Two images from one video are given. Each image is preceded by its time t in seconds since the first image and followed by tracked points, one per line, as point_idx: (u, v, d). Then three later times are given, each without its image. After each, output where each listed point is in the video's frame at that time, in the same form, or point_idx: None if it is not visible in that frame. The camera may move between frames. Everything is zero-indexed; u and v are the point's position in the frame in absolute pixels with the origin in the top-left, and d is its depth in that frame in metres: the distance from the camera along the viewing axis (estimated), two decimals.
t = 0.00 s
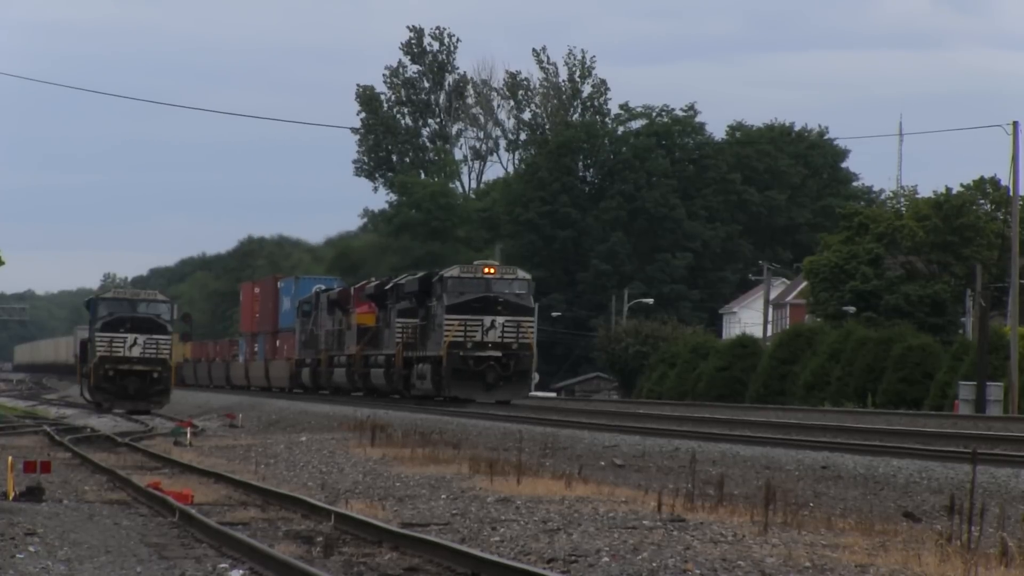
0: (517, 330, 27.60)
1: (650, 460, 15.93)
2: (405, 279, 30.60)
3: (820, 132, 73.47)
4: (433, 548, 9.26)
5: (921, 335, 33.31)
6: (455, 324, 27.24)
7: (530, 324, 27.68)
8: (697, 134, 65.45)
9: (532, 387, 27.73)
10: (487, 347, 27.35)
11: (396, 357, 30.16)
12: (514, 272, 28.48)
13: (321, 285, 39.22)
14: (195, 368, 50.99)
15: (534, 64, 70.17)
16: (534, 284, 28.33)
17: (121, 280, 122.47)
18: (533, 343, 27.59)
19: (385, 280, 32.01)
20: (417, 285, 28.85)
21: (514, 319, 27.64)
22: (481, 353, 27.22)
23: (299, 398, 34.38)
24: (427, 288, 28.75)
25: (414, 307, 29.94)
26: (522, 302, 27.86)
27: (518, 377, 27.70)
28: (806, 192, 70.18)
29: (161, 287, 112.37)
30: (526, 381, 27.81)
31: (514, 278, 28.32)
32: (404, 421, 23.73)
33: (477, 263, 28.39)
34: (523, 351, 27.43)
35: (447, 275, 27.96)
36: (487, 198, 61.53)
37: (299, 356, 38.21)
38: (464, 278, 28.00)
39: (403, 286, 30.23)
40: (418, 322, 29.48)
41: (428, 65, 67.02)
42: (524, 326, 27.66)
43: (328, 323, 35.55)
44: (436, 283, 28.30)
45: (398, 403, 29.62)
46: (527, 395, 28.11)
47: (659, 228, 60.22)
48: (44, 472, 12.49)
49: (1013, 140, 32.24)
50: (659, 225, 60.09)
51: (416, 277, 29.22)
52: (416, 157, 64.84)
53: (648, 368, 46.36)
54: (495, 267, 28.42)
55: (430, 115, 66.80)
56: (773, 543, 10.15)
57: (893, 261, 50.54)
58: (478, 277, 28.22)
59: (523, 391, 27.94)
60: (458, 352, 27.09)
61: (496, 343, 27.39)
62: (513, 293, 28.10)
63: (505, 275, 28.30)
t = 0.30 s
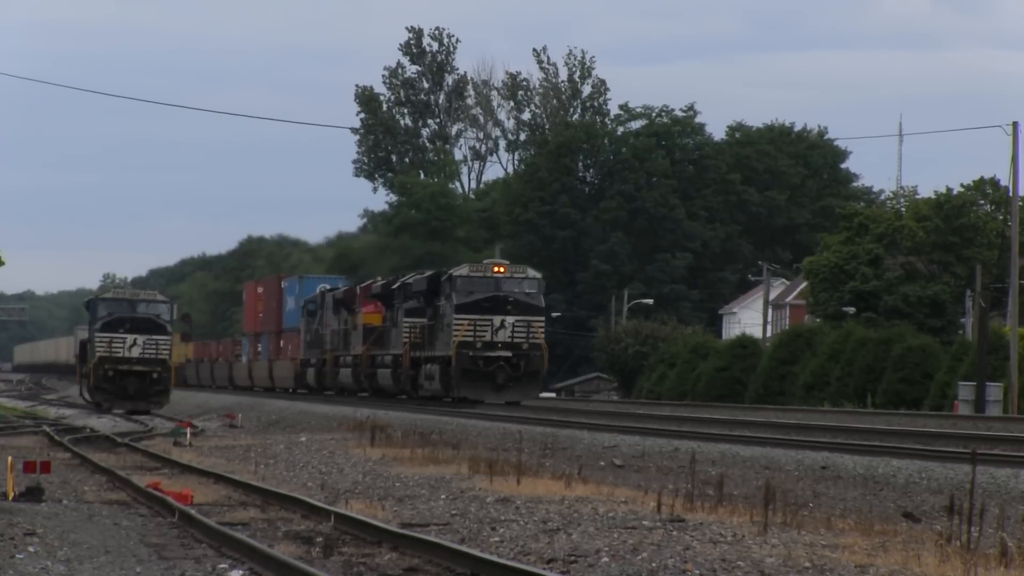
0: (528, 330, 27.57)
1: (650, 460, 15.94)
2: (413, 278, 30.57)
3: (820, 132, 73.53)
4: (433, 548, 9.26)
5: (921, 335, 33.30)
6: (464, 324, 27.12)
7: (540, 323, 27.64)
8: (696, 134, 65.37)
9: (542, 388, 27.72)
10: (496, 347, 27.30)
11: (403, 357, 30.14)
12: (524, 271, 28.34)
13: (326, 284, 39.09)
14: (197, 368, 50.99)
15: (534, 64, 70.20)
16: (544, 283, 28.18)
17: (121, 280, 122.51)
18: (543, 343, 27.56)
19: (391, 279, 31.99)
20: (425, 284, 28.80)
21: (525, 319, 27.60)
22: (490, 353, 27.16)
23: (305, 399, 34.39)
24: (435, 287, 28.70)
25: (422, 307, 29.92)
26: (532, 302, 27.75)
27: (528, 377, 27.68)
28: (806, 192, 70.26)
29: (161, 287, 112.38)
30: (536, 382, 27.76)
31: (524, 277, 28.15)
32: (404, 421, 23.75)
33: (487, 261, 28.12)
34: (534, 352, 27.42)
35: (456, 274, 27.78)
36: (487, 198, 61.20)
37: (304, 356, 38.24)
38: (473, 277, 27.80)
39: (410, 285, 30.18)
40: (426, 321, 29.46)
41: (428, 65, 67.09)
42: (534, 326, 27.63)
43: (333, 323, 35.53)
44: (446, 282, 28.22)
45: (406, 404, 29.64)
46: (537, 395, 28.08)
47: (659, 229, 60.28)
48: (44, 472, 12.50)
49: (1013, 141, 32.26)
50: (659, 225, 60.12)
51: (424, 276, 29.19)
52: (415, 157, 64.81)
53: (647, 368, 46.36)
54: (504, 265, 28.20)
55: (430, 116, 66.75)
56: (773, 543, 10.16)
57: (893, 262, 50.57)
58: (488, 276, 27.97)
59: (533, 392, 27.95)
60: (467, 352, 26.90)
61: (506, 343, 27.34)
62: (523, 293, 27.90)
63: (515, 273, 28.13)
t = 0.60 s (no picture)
0: (538, 329, 27.51)
1: (649, 460, 15.91)
2: (420, 276, 30.50)
3: (820, 132, 73.56)
4: (433, 547, 9.26)
5: (921, 334, 33.28)
6: (473, 323, 27.06)
7: (551, 321, 27.60)
8: (696, 133, 65.31)
9: (553, 387, 27.66)
10: (506, 346, 27.19)
11: (411, 356, 30.08)
12: (534, 269, 28.16)
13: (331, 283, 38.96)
14: (199, 368, 50.91)
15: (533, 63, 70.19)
16: (554, 281, 28.06)
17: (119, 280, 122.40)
18: (554, 342, 27.49)
19: (398, 277, 31.93)
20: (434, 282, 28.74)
21: (535, 318, 27.55)
22: (500, 353, 27.05)
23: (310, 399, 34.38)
24: (444, 285, 28.66)
25: (430, 305, 29.87)
26: (542, 301, 27.64)
27: (539, 377, 27.59)
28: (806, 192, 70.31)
29: (160, 286, 112.26)
30: (547, 381, 27.72)
31: (534, 275, 27.99)
32: (404, 421, 23.73)
33: (497, 259, 28.00)
34: (545, 351, 27.34)
35: (466, 272, 27.72)
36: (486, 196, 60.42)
37: (309, 356, 38.27)
38: (483, 275, 27.67)
39: (418, 283, 30.15)
40: (434, 320, 29.41)
41: (427, 65, 67.11)
42: (544, 325, 27.57)
43: (338, 322, 35.50)
44: (455, 280, 28.15)
45: (414, 404, 29.61)
46: (547, 395, 28.01)
47: (658, 229, 60.28)
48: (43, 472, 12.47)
49: (1013, 141, 32.28)
50: (658, 224, 60.09)
51: (432, 274, 29.13)
52: (415, 156, 64.77)
53: (647, 367, 46.30)
54: (515, 263, 28.04)
55: (429, 115, 66.71)
56: (772, 543, 10.15)
57: (893, 261, 50.58)
58: (498, 274, 27.86)
59: (544, 392, 27.89)
60: (477, 351, 26.83)
61: (516, 342, 27.22)
62: (534, 291, 27.77)
63: (525, 272, 27.96)
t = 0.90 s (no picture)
0: (549, 328, 27.48)
1: (649, 460, 15.91)
2: (429, 275, 30.42)
3: (820, 132, 73.61)
4: (433, 547, 9.26)
5: (920, 334, 33.27)
6: (483, 322, 26.92)
7: (561, 321, 27.58)
8: (696, 133, 65.28)
9: (563, 388, 27.64)
10: (517, 346, 27.10)
11: (419, 356, 29.96)
12: (545, 267, 28.13)
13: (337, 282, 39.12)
14: (202, 368, 50.86)
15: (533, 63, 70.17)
16: (565, 280, 28.03)
17: (119, 280, 122.30)
18: (565, 342, 27.48)
19: (406, 276, 31.83)
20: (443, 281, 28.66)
21: (546, 317, 27.50)
22: (511, 353, 26.98)
23: (316, 399, 34.35)
24: (453, 284, 28.60)
25: (439, 304, 29.78)
26: (554, 300, 27.62)
27: (549, 377, 27.57)
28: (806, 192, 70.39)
29: (160, 286, 112.14)
30: (558, 382, 27.73)
31: (545, 273, 27.96)
32: (404, 421, 23.73)
33: (507, 257, 27.91)
34: (556, 351, 27.33)
35: (476, 270, 27.56)
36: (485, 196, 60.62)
37: (314, 356, 38.26)
38: (493, 274, 27.52)
39: (427, 282, 30.10)
40: (443, 319, 29.32)
41: (427, 65, 67.12)
42: (555, 325, 27.54)
43: (344, 321, 35.50)
44: (465, 278, 28.01)
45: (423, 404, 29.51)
46: (557, 395, 27.98)
47: (658, 229, 60.23)
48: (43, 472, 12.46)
49: (1013, 141, 32.30)
50: (658, 224, 60.08)
51: (442, 273, 29.04)
52: (415, 157, 64.77)
53: (647, 368, 46.28)
54: (525, 261, 27.99)
55: (429, 115, 66.73)
56: (773, 543, 10.15)
57: (893, 261, 50.58)
58: (509, 272, 27.75)
59: (554, 393, 27.88)
60: (487, 351, 26.73)
61: (527, 342, 27.16)
62: (545, 290, 27.73)
63: (536, 270, 27.90)
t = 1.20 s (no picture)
0: (561, 328, 27.21)
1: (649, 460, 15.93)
2: (437, 274, 30.26)
3: (820, 132, 73.69)
4: (433, 548, 9.27)
5: (920, 335, 33.29)
6: (494, 322, 26.70)
7: (573, 320, 27.26)
8: (696, 133, 65.18)
9: (576, 389, 27.23)
10: (528, 346, 26.89)
11: (427, 357, 29.78)
12: (556, 266, 27.76)
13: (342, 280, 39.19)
14: (204, 368, 50.87)
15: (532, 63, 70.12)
16: (577, 279, 27.67)
17: (119, 280, 122.48)
18: (577, 341, 27.22)
19: (413, 276, 31.67)
20: (452, 280, 28.50)
21: (558, 317, 27.23)
22: (521, 353, 26.74)
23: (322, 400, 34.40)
24: (462, 283, 28.41)
25: (447, 303, 29.60)
26: (566, 299, 27.30)
27: (562, 378, 27.20)
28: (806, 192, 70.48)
29: (161, 286, 112.27)
30: (570, 383, 27.35)
31: (557, 272, 27.62)
32: (404, 421, 23.77)
33: (518, 256, 27.64)
34: (568, 351, 27.06)
35: (486, 269, 27.30)
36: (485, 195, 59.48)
37: (319, 356, 38.19)
38: (503, 272, 27.29)
39: (434, 281, 29.95)
40: (452, 318, 29.14)
41: (426, 65, 67.14)
42: (567, 325, 27.23)
43: (350, 321, 35.47)
44: (475, 277, 27.77)
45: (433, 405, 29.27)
46: (570, 397, 27.56)
47: (658, 229, 60.18)
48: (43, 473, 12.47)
49: (1013, 141, 32.31)
50: (658, 225, 60.05)
51: (450, 272, 28.87)
52: (414, 157, 64.79)
53: (647, 368, 46.27)
54: (536, 260, 27.67)
55: (429, 116, 66.74)
56: (772, 543, 10.16)
57: (893, 261, 50.60)
58: (519, 271, 27.49)
59: (566, 394, 27.35)
60: (497, 351, 26.52)
61: (538, 342, 26.94)
62: (557, 289, 27.41)
63: (548, 269, 27.55)
